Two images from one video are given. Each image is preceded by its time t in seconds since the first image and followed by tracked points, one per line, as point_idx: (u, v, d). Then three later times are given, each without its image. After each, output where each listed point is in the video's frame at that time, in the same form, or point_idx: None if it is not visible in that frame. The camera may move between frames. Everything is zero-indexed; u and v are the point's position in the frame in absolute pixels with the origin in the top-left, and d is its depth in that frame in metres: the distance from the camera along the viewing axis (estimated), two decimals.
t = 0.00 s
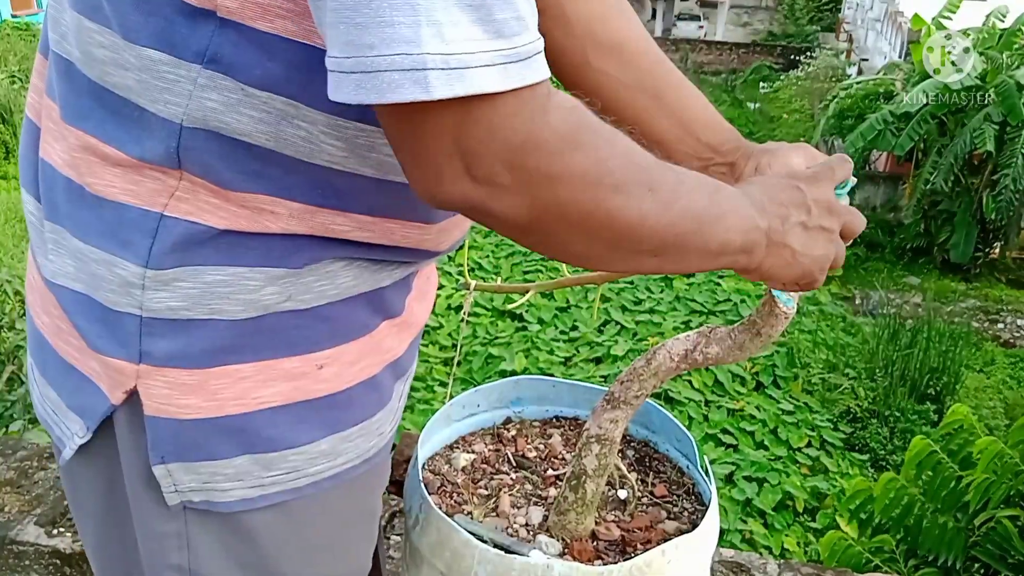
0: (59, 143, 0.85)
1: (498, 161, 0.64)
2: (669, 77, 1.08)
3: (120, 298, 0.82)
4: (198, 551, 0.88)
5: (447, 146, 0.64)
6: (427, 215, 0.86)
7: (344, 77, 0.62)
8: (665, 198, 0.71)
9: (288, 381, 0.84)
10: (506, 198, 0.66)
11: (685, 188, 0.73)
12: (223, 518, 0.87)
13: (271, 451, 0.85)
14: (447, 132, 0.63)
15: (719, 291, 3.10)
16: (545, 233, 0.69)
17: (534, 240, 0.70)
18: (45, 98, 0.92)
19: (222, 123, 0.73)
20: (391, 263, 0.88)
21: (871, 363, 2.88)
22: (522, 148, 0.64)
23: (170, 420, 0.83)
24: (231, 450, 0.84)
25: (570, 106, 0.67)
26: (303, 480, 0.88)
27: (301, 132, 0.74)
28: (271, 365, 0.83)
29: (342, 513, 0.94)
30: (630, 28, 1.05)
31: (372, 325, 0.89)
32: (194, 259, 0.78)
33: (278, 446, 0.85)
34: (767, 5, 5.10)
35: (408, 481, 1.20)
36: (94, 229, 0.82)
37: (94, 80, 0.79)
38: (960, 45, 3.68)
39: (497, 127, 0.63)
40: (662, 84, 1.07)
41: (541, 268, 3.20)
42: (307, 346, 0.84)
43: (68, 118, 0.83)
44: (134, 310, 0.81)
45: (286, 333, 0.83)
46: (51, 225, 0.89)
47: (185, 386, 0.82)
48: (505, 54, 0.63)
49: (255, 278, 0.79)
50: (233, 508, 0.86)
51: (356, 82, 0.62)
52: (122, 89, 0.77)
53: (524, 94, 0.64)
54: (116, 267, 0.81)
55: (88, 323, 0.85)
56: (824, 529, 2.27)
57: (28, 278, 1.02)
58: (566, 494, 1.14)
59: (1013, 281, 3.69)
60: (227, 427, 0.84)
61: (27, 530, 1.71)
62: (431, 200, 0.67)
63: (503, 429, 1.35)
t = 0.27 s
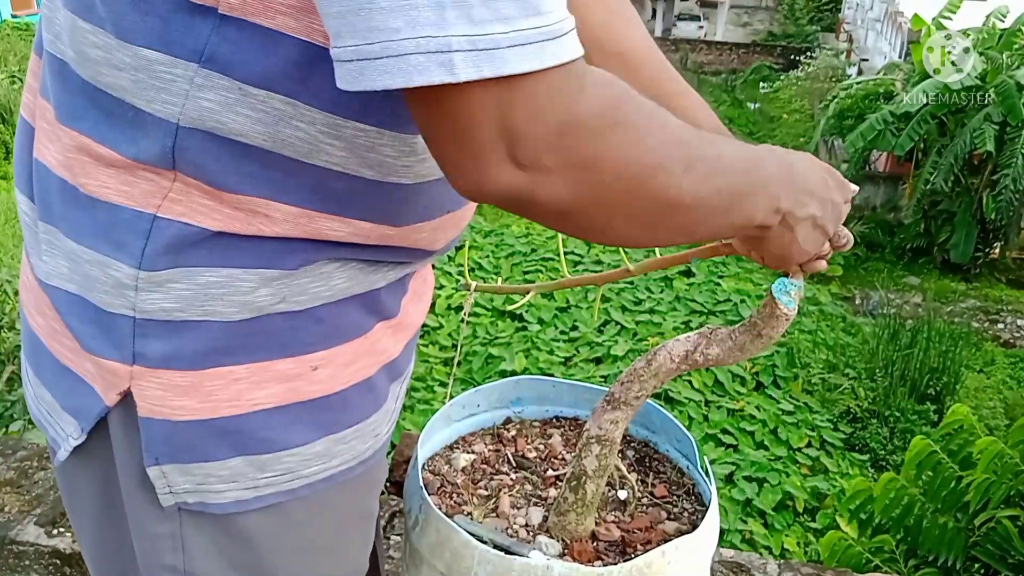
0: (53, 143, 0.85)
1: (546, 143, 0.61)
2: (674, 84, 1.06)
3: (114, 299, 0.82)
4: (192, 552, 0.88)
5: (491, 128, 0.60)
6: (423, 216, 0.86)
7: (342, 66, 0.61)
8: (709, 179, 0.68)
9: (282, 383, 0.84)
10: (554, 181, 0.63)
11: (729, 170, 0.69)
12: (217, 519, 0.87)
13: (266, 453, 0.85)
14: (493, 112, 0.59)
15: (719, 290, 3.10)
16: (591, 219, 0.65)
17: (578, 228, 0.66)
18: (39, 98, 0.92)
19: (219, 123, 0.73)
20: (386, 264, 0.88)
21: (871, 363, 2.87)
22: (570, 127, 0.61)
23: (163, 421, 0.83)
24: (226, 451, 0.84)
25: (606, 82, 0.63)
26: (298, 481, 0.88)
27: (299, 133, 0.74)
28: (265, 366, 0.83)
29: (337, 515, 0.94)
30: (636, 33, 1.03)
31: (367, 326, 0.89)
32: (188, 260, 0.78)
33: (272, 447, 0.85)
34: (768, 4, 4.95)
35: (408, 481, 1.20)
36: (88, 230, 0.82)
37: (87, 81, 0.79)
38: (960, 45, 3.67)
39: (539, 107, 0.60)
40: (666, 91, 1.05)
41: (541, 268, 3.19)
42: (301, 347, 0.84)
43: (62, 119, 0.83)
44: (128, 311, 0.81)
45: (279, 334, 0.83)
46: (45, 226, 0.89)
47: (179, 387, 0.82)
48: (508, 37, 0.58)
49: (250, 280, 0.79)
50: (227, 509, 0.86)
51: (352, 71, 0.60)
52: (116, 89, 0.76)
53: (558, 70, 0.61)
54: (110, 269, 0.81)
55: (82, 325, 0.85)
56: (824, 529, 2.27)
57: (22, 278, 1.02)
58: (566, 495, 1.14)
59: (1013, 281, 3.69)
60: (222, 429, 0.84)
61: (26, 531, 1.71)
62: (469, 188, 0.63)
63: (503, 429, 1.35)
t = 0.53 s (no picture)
0: (54, 141, 0.85)
1: (495, 169, 0.66)
2: (674, 84, 1.07)
3: (114, 298, 0.81)
4: (190, 551, 0.88)
5: (446, 146, 0.64)
6: (421, 217, 0.86)
7: (355, 88, 0.62)
8: (628, 236, 0.75)
9: (281, 382, 0.84)
10: (494, 203, 0.68)
11: (647, 234, 0.76)
12: (215, 519, 0.87)
13: (264, 452, 0.85)
14: (454, 135, 0.64)
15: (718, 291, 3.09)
16: (517, 242, 0.71)
17: (503, 247, 0.72)
18: (39, 96, 0.91)
19: (221, 124, 0.73)
20: (384, 265, 0.88)
21: (871, 363, 2.87)
22: (520, 161, 0.66)
23: (162, 420, 0.83)
24: (223, 450, 0.84)
25: (563, 130, 0.69)
26: (296, 481, 0.88)
27: (300, 135, 0.74)
28: (265, 366, 0.83)
29: (335, 515, 0.94)
30: (637, 34, 1.04)
31: (365, 326, 0.89)
32: (188, 259, 0.78)
33: (270, 446, 0.85)
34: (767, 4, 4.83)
35: (408, 481, 1.19)
36: (88, 229, 0.82)
37: (89, 79, 0.78)
38: (960, 45, 3.67)
39: (500, 137, 0.64)
40: (667, 92, 1.06)
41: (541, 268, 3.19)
42: (300, 346, 0.84)
43: (61, 117, 0.83)
44: (128, 311, 0.81)
45: (279, 334, 0.83)
46: (44, 225, 0.89)
47: (178, 387, 0.82)
48: (506, 69, 0.63)
49: (249, 279, 0.79)
50: (225, 508, 0.86)
51: (368, 93, 0.61)
52: (118, 90, 0.76)
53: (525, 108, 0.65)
54: (111, 269, 0.81)
55: (82, 325, 0.85)
56: (824, 529, 2.27)
57: (20, 277, 1.02)
58: (566, 494, 1.14)
59: (1013, 281, 3.69)
60: (221, 429, 0.84)
61: (26, 531, 1.71)
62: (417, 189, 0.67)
63: (503, 429, 1.36)
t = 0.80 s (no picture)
0: (54, 141, 0.85)
1: (471, 168, 0.66)
2: (677, 86, 1.06)
3: (115, 298, 0.81)
4: (191, 552, 0.88)
5: (425, 145, 0.64)
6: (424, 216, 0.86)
7: (345, 80, 0.62)
8: (604, 227, 0.74)
9: (281, 383, 0.84)
10: (472, 200, 0.68)
11: (622, 225, 0.76)
12: (216, 519, 0.87)
13: (265, 453, 0.85)
14: (430, 133, 0.64)
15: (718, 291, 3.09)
16: (493, 240, 0.71)
17: (480, 244, 0.72)
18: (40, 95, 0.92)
19: (223, 124, 0.73)
20: (385, 266, 0.88)
21: (871, 363, 2.87)
22: (500, 159, 0.66)
23: (163, 420, 0.83)
24: (224, 451, 0.84)
25: (543, 126, 0.68)
26: (297, 482, 0.88)
27: (301, 135, 0.74)
28: (265, 366, 0.83)
29: (336, 516, 0.94)
30: (639, 35, 1.03)
31: (366, 327, 0.89)
32: (189, 258, 0.78)
33: (270, 447, 0.85)
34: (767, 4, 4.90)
35: (408, 481, 1.20)
36: (89, 229, 0.82)
37: (90, 79, 0.79)
38: (959, 45, 3.68)
39: (479, 135, 0.64)
40: (669, 94, 1.06)
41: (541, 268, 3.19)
42: (300, 347, 0.84)
43: (63, 115, 0.83)
44: (129, 311, 0.81)
45: (279, 334, 0.83)
46: (46, 224, 0.89)
47: (179, 387, 0.82)
48: (491, 67, 0.63)
49: (250, 280, 0.79)
50: (225, 509, 0.86)
51: (357, 86, 0.61)
52: (120, 90, 0.76)
53: (507, 106, 0.65)
54: (113, 268, 0.81)
55: (83, 325, 0.85)
56: (824, 529, 2.27)
57: (21, 277, 1.02)
58: (566, 494, 1.14)
59: (1013, 281, 3.69)
60: (223, 429, 0.84)
61: (26, 531, 1.71)
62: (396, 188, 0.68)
63: (502, 429, 1.36)
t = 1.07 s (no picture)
0: (57, 141, 0.85)
1: (484, 164, 0.65)
2: (676, 86, 1.07)
3: (118, 299, 0.81)
4: (193, 553, 0.88)
5: (437, 146, 0.64)
6: (427, 217, 0.85)
7: (349, 76, 0.62)
8: (616, 213, 0.74)
9: (284, 383, 0.84)
10: (486, 198, 0.67)
11: (631, 211, 0.76)
12: (218, 520, 0.87)
13: (268, 453, 0.85)
14: (439, 132, 0.63)
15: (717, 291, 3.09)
16: (510, 238, 0.71)
17: (497, 242, 0.72)
18: (43, 95, 0.92)
19: (227, 123, 0.73)
20: (388, 266, 0.88)
21: (871, 363, 2.87)
22: (512, 154, 0.66)
23: (166, 421, 0.83)
24: (227, 452, 0.84)
25: (548, 116, 0.68)
26: (299, 482, 0.88)
27: (305, 134, 0.74)
28: (268, 367, 0.83)
29: (337, 517, 0.94)
30: (639, 36, 1.03)
31: (369, 327, 0.89)
32: (192, 259, 0.78)
33: (273, 448, 0.85)
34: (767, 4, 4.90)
35: (409, 481, 1.19)
36: (91, 230, 0.82)
37: (93, 79, 0.79)
38: (959, 45, 3.68)
39: (489, 131, 0.64)
40: (668, 95, 1.06)
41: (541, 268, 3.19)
42: (303, 347, 0.84)
43: (65, 115, 0.83)
44: (132, 312, 0.81)
45: (282, 335, 0.83)
46: (48, 225, 0.89)
47: (182, 388, 0.82)
48: (500, 60, 0.63)
49: (253, 280, 0.79)
50: (228, 509, 0.86)
51: (361, 81, 0.61)
52: (123, 89, 0.76)
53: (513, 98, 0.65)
54: (115, 269, 0.81)
55: (85, 326, 0.85)
56: (824, 529, 2.27)
57: (23, 278, 1.02)
58: (566, 494, 1.14)
59: (1013, 281, 3.69)
60: (226, 429, 0.84)
61: (27, 530, 1.71)
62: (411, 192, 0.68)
63: (502, 429, 1.36)
